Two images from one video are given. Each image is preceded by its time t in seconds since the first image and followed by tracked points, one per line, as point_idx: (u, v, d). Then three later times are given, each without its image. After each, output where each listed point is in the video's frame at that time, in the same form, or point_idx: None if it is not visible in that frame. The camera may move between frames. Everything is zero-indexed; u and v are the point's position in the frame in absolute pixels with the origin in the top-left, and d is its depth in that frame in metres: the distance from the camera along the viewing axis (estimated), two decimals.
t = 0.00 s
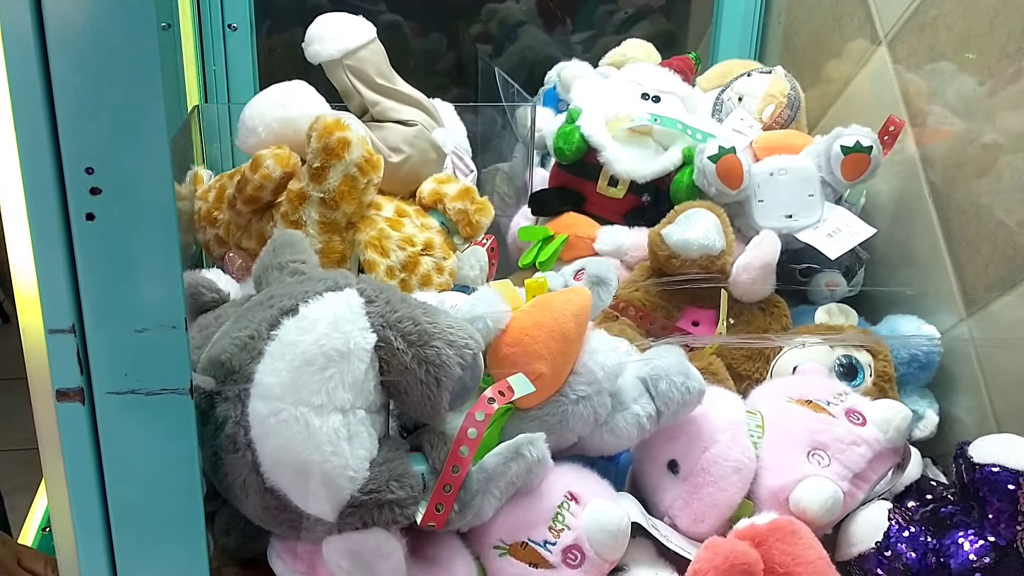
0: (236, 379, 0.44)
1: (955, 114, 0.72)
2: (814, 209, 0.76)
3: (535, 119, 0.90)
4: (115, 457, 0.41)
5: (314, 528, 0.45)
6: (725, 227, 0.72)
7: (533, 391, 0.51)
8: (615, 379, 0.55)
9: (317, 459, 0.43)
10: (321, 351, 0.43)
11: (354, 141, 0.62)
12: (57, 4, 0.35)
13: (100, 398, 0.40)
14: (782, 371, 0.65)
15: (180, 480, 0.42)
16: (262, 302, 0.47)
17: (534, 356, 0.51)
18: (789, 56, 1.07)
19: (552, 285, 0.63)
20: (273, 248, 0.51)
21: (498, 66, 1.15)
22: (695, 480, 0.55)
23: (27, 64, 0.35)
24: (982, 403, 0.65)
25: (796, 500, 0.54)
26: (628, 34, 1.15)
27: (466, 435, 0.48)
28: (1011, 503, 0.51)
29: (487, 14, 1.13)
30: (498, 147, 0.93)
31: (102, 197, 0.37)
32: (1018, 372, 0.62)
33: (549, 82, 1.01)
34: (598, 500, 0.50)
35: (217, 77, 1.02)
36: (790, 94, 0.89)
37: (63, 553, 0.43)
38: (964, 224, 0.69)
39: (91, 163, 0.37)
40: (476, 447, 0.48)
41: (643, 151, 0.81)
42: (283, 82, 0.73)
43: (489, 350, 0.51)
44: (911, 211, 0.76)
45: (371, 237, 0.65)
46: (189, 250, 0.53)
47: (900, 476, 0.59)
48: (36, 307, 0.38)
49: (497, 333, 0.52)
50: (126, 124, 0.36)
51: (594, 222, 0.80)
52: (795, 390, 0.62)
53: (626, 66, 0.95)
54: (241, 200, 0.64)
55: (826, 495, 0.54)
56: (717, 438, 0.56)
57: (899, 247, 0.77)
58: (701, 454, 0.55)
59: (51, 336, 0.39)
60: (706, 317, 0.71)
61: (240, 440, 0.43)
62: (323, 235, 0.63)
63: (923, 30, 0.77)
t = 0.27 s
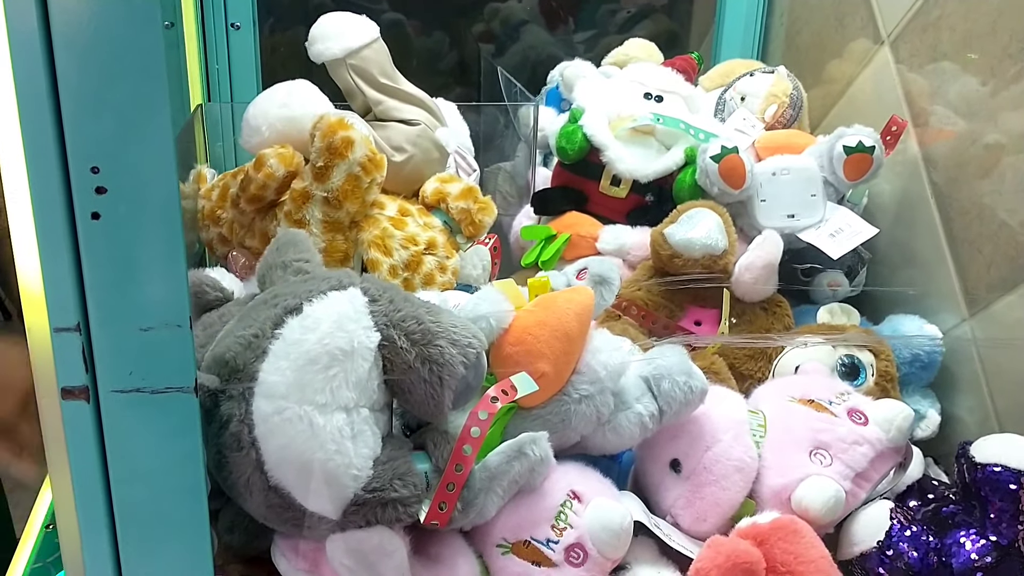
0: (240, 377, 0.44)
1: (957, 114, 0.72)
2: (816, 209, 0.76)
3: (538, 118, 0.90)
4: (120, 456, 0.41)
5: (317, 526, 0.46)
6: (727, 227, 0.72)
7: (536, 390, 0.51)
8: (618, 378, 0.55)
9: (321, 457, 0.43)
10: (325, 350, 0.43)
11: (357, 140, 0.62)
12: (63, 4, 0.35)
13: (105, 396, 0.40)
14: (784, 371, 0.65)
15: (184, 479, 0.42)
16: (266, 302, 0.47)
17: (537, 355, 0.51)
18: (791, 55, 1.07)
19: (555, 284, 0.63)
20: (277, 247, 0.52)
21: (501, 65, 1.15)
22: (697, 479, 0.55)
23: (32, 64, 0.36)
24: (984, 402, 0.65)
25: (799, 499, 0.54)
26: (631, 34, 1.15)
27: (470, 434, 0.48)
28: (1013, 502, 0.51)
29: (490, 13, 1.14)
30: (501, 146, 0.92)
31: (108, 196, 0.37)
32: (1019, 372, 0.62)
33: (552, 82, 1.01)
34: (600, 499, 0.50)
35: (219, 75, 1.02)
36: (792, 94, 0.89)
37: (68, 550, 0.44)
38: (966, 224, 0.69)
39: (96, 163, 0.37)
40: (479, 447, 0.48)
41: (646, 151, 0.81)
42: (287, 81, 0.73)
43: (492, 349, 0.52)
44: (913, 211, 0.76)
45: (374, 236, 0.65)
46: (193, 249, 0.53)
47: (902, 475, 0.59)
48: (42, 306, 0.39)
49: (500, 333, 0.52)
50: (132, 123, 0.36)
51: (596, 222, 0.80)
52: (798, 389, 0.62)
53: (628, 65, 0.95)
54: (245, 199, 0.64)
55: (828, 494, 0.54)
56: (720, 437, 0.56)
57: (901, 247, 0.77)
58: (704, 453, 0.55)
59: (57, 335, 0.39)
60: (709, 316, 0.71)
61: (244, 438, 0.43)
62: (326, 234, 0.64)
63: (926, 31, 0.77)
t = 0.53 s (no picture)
0: (243, 374, 0.44)
1: (960, 113, 0.72)
2: (818, 207, 0.76)
3: (540, 116, 0.90)
4: (123, 452, 0.41)
5: (320, 523, 0.46)
6: (729, 224, 0.72)
7: (539, 387, 0.51)
8: (621, 375, 0.55)
9: (324, 454, 0.43)
10: (328, 347, 0.43)
11: (360, 137, 0.62)
12: None
13: (109, 392, 0.40)
14: (786, 368, 0.65)
15: (187, 475, 0.42)
16: (270, 298, 0.47)
17: (540, 352, 0.51)
18: (794, 54, 1.07)
19: (558, 281, 0.64)
20: (280, 244, 0.52)
21: (503, 63, 1.15)
22: (699, 476, 0.55)
23: (36, 60, 0.36)
24: (986, 401, 0.65)
25: (801, 497, 0.54)
26: (633, 32, 1.15)
27: (472, 431, 0.48)
28: (1014, 500, 0.51)
29: (492, 11, 1.14)
30: (502, 144, 0.92)
31: (112, 192, 0.37)
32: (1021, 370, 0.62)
33: (553, 80, 1.01)
34: (603, 496, 0.50)
35: (221, 72, 1.01)
36: (794, 92, 0.89)
37: (72, 546, 0.44)
38: (968, 222, 0.69)
39: (100, 159, 0.37)
40: (482, 443, 0.48)
41: (648, 149, 0.81)
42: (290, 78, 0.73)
43: (495, 346, 0.52)
44: (915, 209, 0.76)
45: (376, 233, 0.65)
46: (196, 245, 0.53)
47: (904, 472, 0.60)
48: (46, 302, 0.39)
49: (503, 330, 0.52)
50: (136, 119, 0.36)
51: (598, 219, 0.80)
52: (800, 387, 0.62)
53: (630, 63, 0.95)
54: (247, 196, 0.65)
55: (829, 492, 0.54)
56: (722, 434, 0.56)
57: (903, 245, 0.77)
58: (706, 451, 0.55)
59: (61, 331, 0.39)
60: (710, 314, 0.71)
61: (247, 435, 0.43)
62: (329, 231, 0.64)
63: (928, 29, 0.77)
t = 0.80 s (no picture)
0: (244, 372, 0.44)
1: (960, 112, 0.72)
2: (819, 205, 0.76)
3: (541, 115, 0.90)
4: (125, 450, 0.41)
5: (321, 520, 0.46)
6: (730, 223, 0.72)
7: (539, 385, 0.51)
8: (621, 374, 0.55)
9: (325, 452, 0.43)
10: (329, 345, 0.43)
11: (361, 136, 0.62)
12: None
13: (110, 390, 0.40)
14: (787, 367, 0.66)
15: (189, 472, 0.42)
16: (270, 297, 0.47)
17: (541, 350, 0.51)
18: (795, 52, 1.07)
19: (559, 280, 0.64)
20: (281, 242, 0.52)
21: (503, 62, 1.15)
22: (699, 475, 0.55)
23: (38, 59, 0.36)
24: (986, 399, 0.65)
25: (801, 495, 0.55)
26: (634, 30, 1.15)
27: (473, 429, 0.48)
28: (1014, 498, 0.51)
29: (492, 10, 1.15)
30: (503, 142, 0.92)
31: (114, 190, 0.37)
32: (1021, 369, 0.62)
33: (554, 79, 1.01)
34: (603, 494, 0.51)
35: (222, 71, 1.01)
36: (795, 91, 0.90)
37: (73, 543, 0.44)
38: (969, 221, 0.69)
39: (102, 157, 0.37)
40: (482, 441, 0.48)
41: (649, 147, 0.81)
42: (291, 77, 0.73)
43: (495, 345, 0.52)
44: (915, 208, 0.76)
45: (377, 232, 0.65)
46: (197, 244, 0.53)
47: (904, 471, 0.60)
48: (48, 300, 0.39)
49: (504, 328, 0.52)
50: (138, 117, 0.37)
51: (599, 218, 0.80)
52: (800, 385, 0.62)
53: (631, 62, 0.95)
54: (248, 195, 0.65)
55: (830, 490, 0.54)
56: (723, 433, 0.56)
57: (903, 244, 0.77)
58: (706, 449, 0.56)
59: (63, 329, 0.39)
60: (711, 312, 0.71)
61: (248, 433, 0.43)
62: (329, 229, 0.64)
63: (929, 28, 0.77)
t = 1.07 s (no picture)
0: (245, 370, 0.44)
1: (960, 111, 0.72)
2: (819, 204, 0.76)
3: (541, 114, 0.90)
4: (126, 447, 0.41)
5: (322, 518, 0.46)
6: (730, 222, 0.72)
7: (540, 383, 0.52)
8: (622, 372, 0.55)
9: (326, 450, 0.43)
10: (330, 343, 0.43)
11: (362, 134, 0.62)
12: None
13: (112, 388, 0.40)
14: (787, 366, 0.66)
15: (190, 470, 0.42)
16: (271, 295, 0.47)
17: (542, 348, 0.51)
18: (795, 51, 1.07)
19: (559, 279, 0.64)
20: (282, 241, 0.52)
21: (504, 61, 1.15)
22: (700, 473, 0.55)
23: (40, 56, 0.36)
24: (986, 398, 0.65)
25: (801, 494, 0.55)
26: (634, 29, 1.15)
27: (474, 427, 0.48)
28: (1015, 496, 0.51)
29: (493, 9, 1.15)
30: (504, 141, 0.92)
31: (115, 188, 0.37)
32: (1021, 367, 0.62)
33: (555, 77, 1.01)
34: (604, 492, 0.51)
35: (223, 70, 1.02)
36: (795, 90, 0.90)
37: (75, 541, 0.44)
38: (969, 219, 0.69)
39: (104, 155, 0.37)
40: (483, 439, 0.49)
41: (650, 146, 0.81)
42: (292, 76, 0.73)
43: (496, 343, 0.52)
44: (916, 207, 0.76)
45: (378, 230, 0.65)
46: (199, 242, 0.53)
47: (905, 469, 0.60)
48: (50, 298, 0.39)
49: (504, 327, 0.52)
50: (140, 115, 0.37)
51: (599, 217, 0.80)
52: (800, 384, 0.62)
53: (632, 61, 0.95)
54: (249, 193, 0.65)
55: (830, 488, 0.54)
56: (723, 431, 0.56)
57: (904, 243, 0.77)
58: (706, 447, 0.56)
59: (64, 327, 0.39)
60: (711, 311, 0.71)
61: (249, 430, 0.43)
62: (330, 228, 0.64)
63: (929, 27, 0.77)
